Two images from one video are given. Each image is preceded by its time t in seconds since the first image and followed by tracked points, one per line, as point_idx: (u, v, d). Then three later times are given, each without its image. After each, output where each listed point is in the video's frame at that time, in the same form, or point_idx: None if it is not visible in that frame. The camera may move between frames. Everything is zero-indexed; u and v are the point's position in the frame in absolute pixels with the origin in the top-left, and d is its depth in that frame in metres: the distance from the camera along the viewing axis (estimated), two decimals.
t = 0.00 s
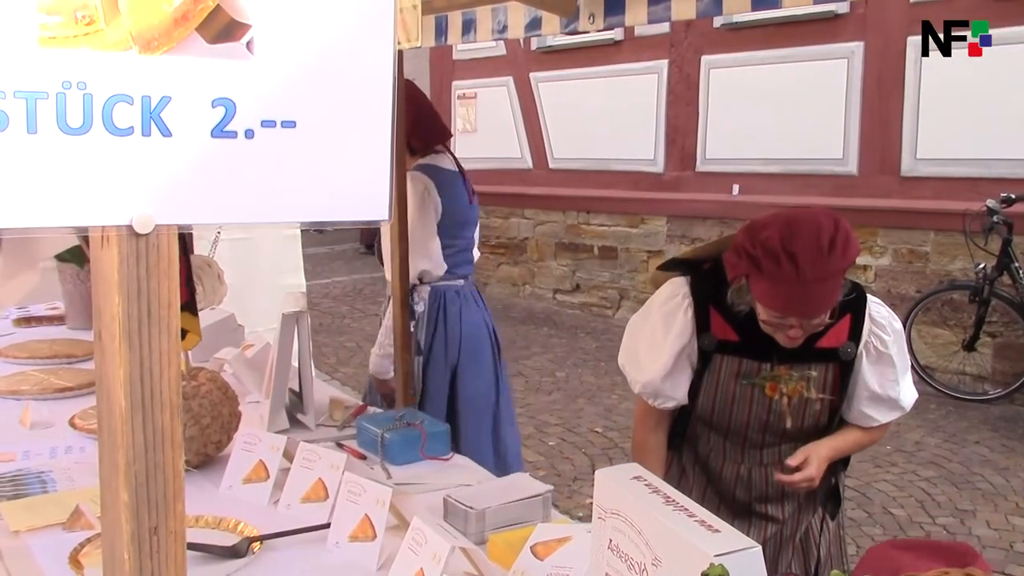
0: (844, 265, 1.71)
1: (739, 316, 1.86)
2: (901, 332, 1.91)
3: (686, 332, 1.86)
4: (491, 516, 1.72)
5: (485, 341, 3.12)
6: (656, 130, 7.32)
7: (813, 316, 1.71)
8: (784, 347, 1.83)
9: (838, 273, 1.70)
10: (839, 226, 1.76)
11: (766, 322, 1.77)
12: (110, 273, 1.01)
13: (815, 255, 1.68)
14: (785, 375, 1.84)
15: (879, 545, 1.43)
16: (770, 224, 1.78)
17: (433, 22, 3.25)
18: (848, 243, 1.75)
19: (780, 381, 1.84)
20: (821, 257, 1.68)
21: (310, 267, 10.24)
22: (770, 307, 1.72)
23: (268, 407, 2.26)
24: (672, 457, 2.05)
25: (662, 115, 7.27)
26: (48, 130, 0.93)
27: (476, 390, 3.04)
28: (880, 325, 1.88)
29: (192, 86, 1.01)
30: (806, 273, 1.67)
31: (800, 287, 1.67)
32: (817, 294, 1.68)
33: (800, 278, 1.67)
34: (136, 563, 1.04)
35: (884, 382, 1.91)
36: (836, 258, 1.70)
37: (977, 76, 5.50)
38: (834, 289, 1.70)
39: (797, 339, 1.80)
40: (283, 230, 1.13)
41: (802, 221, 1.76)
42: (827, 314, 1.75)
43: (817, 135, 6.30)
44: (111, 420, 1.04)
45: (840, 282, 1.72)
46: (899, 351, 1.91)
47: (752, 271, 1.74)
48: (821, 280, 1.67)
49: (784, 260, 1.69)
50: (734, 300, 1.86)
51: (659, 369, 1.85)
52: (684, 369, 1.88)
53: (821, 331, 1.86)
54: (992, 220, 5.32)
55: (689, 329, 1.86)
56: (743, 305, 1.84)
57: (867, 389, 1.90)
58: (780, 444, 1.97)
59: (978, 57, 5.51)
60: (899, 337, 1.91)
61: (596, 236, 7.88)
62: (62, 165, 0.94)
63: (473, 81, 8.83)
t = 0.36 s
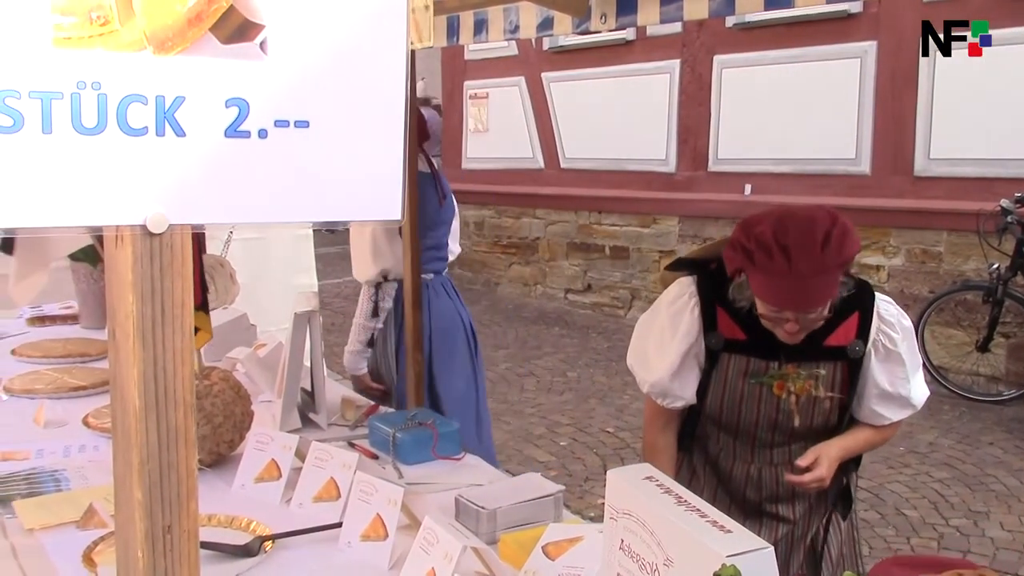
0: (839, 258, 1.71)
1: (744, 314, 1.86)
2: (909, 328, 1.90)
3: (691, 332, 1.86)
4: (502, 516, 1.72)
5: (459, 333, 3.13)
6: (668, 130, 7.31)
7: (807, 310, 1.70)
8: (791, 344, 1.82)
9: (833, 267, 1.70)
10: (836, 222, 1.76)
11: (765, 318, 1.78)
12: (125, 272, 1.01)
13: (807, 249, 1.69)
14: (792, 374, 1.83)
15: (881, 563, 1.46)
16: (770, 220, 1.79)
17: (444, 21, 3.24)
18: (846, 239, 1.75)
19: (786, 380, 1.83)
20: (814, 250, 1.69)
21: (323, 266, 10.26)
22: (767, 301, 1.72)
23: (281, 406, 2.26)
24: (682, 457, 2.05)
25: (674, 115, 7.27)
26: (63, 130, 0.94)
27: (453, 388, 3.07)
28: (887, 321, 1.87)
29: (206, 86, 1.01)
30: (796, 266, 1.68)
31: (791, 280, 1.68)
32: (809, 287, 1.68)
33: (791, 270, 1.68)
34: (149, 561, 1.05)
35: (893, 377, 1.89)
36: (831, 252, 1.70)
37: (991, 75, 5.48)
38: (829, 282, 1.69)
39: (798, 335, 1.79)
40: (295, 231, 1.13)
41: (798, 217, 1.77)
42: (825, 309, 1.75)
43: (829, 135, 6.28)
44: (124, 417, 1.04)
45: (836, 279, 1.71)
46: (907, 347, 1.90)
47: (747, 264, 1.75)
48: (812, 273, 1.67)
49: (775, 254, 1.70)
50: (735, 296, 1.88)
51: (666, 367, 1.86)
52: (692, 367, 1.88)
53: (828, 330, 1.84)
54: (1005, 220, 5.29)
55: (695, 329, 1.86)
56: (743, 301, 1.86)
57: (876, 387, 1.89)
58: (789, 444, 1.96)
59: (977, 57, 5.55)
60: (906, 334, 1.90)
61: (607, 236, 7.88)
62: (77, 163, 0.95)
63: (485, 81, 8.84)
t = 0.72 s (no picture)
0: (820, 260, 1.70)
1: (740, 315, 1.87)
2: (910, 331, 1.87)
3: (686, 334, 1.88)
4: (511, 515, 1.72)
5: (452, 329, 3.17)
6: (678, 130, 7.30)
7: (790, 313, 1.72)
8: (784, 347, 1.83)
9: (813, 270, 1.69)
10: (820, 222, 1.76)
11: (754, 320, 1.80)
12: (136, 272, 1.02)
13: (786, 252, 1.69)
14: (787, 377, 1.84)
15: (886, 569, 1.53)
16: (758, 220, 1.80)
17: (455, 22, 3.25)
18: (831, 239, 1.74)
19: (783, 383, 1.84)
20: (791, 253, 1.69)
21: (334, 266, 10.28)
22: (750, 305, 1.75)
23: (291, 405, 2.28)
24: (686, 459, 2.05)
25: (684, 115, 7.25)
26: (75, 130, 0.94)
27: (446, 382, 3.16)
28: (885, 321, 1.84)
29: (218, 86, 1.01)
30: (773, 270, 1.68)
31: (770, 284, 1.69)
32: (788, 290, 1.69)
33: (769, 275, 1.69)
34: (161, 561, 1.05)
35: (892, 380, 1.84)
36: (811, 255, 1.70)
37: (1003, 75, 5.47)
38: (810, 284, 1.69)
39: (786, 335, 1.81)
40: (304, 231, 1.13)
41: (782, 218, 1.77)
42: (810, 310, 1.76)
43: (840, 135, 6.27)
44: (136, 416, 1.05)
45: (819, 281, 1.70)
46: (908, 350, 1.85)
47: (729, 267, 1.78)
48: (790, 276, 1.68)
49: (754, 258, 1.71)
50: (726, 298, 1.90)
51: (661, 369, 1.88)
52: (689, 369, 1.90)
53: (826, 332, 1.84)
54: (1017, 221, 5.27)
55: (691, 331, 1.88)
56: (732, 304, 1.88)
57: (875, 389, 1.84)
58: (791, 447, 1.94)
59: (978, 57, 5.56)
60: (907, 337, 1.85)
61: (617, 236, 7.88)
62: (87, 164, 0.95)
63: (495, 81, 8.84)
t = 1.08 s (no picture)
0: (808, 258, 1.70)
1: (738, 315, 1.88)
2: (910, 331, 1.84)
3: (682, 334, 1.89)
4: (517, 516, 1.72)
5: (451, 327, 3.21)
6: (686, 130, 7.29)
7: (782, 311, 1.71)
8: (779, 346, 1.83)
9: (803, 267, 1.69)
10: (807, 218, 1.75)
11: (748, 321, 1.79)
12: (143, 271, 1.02)
13: (774, 251, 1.69)
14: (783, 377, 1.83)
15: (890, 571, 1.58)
16: (747, 220, 1.79)
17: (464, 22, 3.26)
18: (820, 236, 1.73)
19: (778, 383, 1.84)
20: (779, 252, 1.68)
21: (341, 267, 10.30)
22: (742, 305, 1.74)
23: (299, 405, 2.28)
24: (689, 459, 2.06)
25: (692, 115, 7.25)
26: (84, 131, 0.94)
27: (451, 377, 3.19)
28: (884, 322, 1.82)
29: (226, 87, 1.01)
30: (762, 269, 1.68)
31: (759, 283, 1.68)
32: (779, 289, 1.68)
33: (759, 274, 1.69)
34: (168, 560, 1.05)
35: (891, 381, 1.83)
36: (799, 252, 1.69)
37: (1011, 75, 5.45)
38: (800, 282, 1.69)
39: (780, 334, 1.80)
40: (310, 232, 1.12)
41: (770, 216, 1.77)
42: (803, 308, 1.75)
43: (847, 136, 6.26)
44: (144, 416, 1.05)
45: (807, 280, 1.70)
46: (907, 350, 1.83)
47: (719, 268, 1.78)
48: (780, 275, 1.67)
49: (742, 258, 1.71)
50: (720, 298, 1.89)
51: (658, 371, 1.90)
52: (687, 368, 1.92)
53: (823, 332, 1.83)
54: None
55: (688, 331, 1.90)
56: (727, 303, 1.88)
57: (874, 390, 1.83)
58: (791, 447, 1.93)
59: (979, 58, 5.58)
60: (906, 337, 1.84)
61: (624, 237, 7.87)
62: (95, 164, 0.95)
63: (503, 82, 8.84)
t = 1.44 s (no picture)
0: (808, 256, 1.70)
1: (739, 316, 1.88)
2: (911, 331, 1.84)
3: (683, 335, 1.89)
4: (520, 515, 1.72)
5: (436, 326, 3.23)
6: (689, 130, 7.29)
7: (783, 311, 1.71)
8: (779, 347, 1.83)
9: (803, 266, 1.69)
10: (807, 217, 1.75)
11: (749, 321, 1.79)
12: (147, 272, 1.02)
13: (774, 250, 1.69)
14: (784, 378, 1.83)
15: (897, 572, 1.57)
16: (747, 220, 1.79)
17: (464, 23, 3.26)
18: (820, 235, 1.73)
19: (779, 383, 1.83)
20: (780, 251, 1.68)
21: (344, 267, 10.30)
22: (744, 306, 1.74)
23: (302, 405, 2.29)
24: (690, 459, 2.06)
25: (695, 116, 7.24)
26: (87, 131, 0.94)
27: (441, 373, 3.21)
28: (884, 322, 1.82)
29: (230, 87, 1.01)
30: (763, 269, 1.68)
31: (760, 283, 1.68)
32: (779, 289, 1.68)
33: (760, 274, 1.69)
34: (172, 560, 1.05)
35: (891, 381, 1.83)
36: (800, 251, 1.69)
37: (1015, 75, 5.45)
38: (800, 281, 1.69)
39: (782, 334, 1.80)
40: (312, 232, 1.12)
41: (770, 216, 1.77)
42: (805, 308, 1.74)
43: (850, 136, 6.25)
44: (146, 415, 1.05)
45: (808, 280, 1.70)
46: (907, 351, 1.83)
47: (719, 268, 1.78)
48: (780, 273, 1.67)
49: (743, 257, 1.71)
50: (721, 299, 1.90)
51: (659, 373, 1.89)
52: (688, 369, 1.92)
53: (824, 333, 1.83)
54: None
55: (688, 332, 1.89)
56: (727, 304, 1.89)
57: (875, 389, 1.83)
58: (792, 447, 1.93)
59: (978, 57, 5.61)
60: (906, 338, 1.83)
61: (627, 237, 7.87)
62: (98, 164, 0.95)
63: (506, 82, 8.84)
